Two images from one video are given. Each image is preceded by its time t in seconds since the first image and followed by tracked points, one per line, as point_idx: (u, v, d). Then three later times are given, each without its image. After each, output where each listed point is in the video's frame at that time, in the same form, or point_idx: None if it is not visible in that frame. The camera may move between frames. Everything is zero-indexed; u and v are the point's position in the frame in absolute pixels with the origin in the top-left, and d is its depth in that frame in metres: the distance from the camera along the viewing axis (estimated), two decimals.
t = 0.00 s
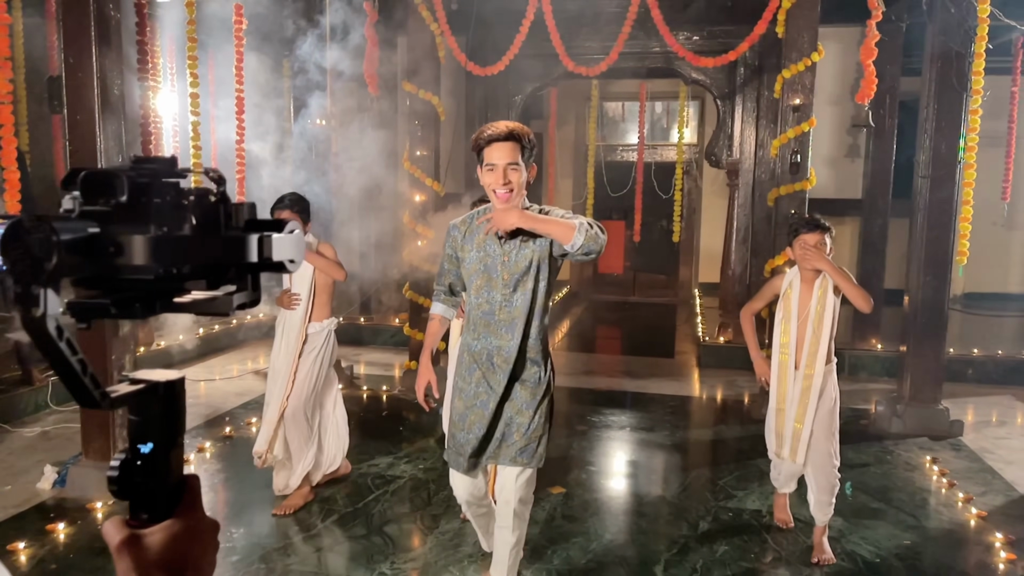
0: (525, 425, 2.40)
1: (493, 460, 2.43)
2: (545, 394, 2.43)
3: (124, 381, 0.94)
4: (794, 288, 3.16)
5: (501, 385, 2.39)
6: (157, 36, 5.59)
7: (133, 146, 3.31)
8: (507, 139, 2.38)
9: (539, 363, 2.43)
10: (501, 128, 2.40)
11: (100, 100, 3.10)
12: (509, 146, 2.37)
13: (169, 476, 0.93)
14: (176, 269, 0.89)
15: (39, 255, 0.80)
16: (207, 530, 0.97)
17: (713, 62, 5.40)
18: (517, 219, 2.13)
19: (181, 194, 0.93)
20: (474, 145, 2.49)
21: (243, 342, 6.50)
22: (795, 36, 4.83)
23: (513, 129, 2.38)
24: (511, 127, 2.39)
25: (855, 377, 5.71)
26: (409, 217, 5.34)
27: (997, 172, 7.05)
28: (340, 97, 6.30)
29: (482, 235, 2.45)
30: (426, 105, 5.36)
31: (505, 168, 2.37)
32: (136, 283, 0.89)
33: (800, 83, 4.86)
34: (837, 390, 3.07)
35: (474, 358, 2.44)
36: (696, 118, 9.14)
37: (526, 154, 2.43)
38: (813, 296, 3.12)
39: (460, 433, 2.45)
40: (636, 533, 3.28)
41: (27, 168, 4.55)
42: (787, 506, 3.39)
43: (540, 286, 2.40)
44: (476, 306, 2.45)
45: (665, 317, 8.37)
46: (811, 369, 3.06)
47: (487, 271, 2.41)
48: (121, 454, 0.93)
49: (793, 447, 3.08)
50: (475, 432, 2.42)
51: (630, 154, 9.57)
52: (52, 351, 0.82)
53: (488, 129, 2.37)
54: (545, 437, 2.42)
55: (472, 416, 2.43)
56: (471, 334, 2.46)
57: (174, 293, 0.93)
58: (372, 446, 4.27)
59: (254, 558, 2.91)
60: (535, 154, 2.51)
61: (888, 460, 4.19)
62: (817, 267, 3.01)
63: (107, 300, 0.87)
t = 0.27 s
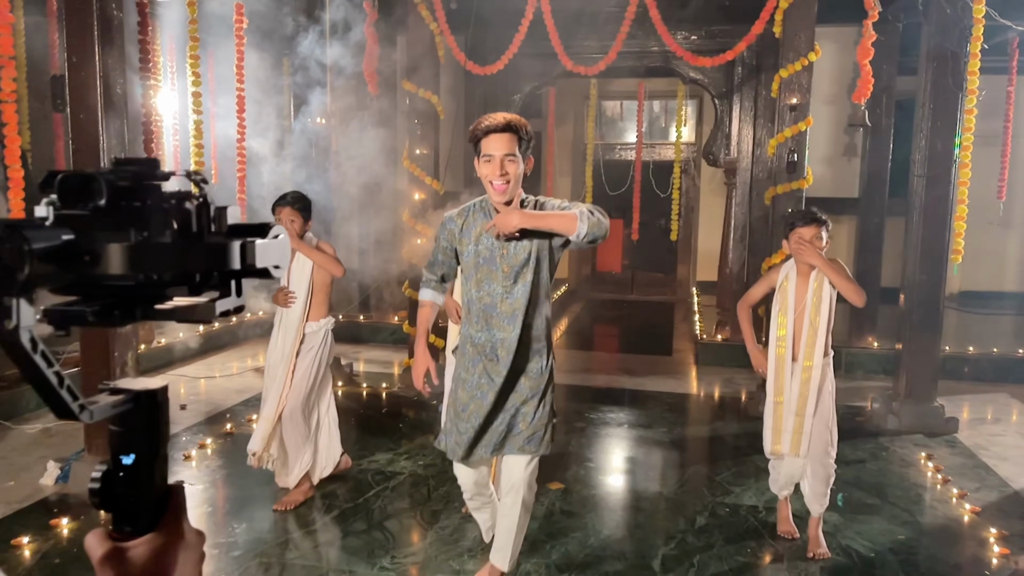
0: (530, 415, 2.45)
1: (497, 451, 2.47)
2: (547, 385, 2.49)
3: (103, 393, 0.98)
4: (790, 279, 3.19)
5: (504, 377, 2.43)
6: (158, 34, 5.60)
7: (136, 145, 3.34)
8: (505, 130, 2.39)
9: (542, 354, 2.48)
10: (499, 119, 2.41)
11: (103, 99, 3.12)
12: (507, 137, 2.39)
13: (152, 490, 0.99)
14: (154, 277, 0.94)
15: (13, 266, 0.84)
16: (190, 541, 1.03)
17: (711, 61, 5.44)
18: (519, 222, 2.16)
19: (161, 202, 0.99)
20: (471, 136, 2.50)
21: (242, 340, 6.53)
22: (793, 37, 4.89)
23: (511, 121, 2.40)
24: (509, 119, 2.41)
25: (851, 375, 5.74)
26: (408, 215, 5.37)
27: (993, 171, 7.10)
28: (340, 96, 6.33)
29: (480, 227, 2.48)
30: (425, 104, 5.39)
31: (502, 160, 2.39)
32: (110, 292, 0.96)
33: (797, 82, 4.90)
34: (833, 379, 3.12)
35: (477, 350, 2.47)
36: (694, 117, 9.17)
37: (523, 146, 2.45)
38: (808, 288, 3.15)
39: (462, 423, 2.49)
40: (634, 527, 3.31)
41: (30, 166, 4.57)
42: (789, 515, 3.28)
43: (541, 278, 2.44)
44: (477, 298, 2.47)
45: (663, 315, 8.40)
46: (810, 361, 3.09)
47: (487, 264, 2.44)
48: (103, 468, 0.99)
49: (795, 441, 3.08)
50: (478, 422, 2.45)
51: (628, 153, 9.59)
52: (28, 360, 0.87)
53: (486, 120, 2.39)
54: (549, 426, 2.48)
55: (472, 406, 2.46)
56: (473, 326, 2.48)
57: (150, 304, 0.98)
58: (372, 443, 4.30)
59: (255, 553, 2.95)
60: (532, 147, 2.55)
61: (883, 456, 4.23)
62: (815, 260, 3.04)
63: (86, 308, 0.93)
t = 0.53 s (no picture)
0: (539, 402, 2.49)
1: (508, 440, 2.51)
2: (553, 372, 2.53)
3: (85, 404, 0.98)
4: (786, 279, 3.21)
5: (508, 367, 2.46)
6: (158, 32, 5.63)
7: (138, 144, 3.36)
8: (503, 125, 2.42)
9: (545, 343, 2.51)
10: (497, 113, 2.44)
11: (106, 98, 3.15)
12: (505, 132, 2.42)
13: (128, 507, 1.00)
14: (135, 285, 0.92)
15: None
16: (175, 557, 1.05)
17: (708, 60, 5.47)
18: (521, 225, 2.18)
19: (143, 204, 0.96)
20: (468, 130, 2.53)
21: (242, 338, 6.55)
22: (789, 36, 4.92)
23: (510, 115, 2.42)
24: (507, 113, 2.43)
25: (848, 372, 5.78)
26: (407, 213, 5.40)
27: (988, 171, 7.14)
28: (339, 94, 6.35)
29: (477, 224, 2.50)
30: (425, 103, 5.42)
31: (500, 154, 2.43)
32: (98, 300, 0.92)
33: (794, 82, 4.95)
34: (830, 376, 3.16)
35: (480, 343, 2.50)
36: (692, 116, 9.20)
37: (521, 141, 2.48)
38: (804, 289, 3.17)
39: (469, 414, 2.52)
40: (633, 522, 3.35)
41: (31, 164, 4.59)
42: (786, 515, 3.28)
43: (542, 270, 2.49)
44: (478, 293, 2.50)
45: (660, 313, 8.43)
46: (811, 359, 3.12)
47: (486, 260, 2.47)
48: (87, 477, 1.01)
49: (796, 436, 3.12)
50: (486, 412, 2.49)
51: (626, 152, 9.62)
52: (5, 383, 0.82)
53: (484, 114, 2.41)
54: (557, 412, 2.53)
55: (480, 397, 2.50)
56: (475, 320, 2.51)
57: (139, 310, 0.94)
58: (372, 439, 4.33)
59: (256, 548, 2.97)
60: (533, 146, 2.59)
61: (879, 452, 4.27)
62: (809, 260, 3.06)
63: (64, 316, 0.88)
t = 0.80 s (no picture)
0: (539, 399, 2.56)
1: (510, 433, 2.61)
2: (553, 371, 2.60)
3: (31, 447, 1.13)
4: (774, 273, 3.26)
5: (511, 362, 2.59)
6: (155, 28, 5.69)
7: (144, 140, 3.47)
8: (500, 131, 2.52)
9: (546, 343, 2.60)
10: (493, 120, 2.54)
11: (113, 95, 3.25)
12: (503, 137, 2.52)
13: (80, 551, 1.17)
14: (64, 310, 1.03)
15: None
16: None
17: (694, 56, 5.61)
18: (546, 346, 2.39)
19: (82, 224, 1.08)
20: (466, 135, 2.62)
21: (238, 330, 6.65)
22: (773, 32, 5.07)
23: (507, 121, 2.52)
24: (504, 119, 2.53)
25: (831, 358, 5.97)
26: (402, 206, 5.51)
27: (966, 162, 7.34)
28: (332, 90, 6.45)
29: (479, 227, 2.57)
30: (418, 98, 5.54)
31: (497, 158, 2.55)
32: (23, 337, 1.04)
33: (778, 77, 5.12)
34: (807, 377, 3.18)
35: (477, 338, 2.61)
36: (679, 110, 9.35)
37: (517, 145, 2.58)
38: (793, 287, 3.22)
39: (468, 405, 2.62)
40: (624, 500, 3.50)
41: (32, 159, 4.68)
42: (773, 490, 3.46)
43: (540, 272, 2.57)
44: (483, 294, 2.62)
45: (649, 303, 8.60)
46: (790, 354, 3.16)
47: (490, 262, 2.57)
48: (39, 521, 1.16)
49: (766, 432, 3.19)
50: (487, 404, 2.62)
51: (615, 145, 9.76)
52: None
53: (482, 121, 2.51)
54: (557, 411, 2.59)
55: (480, 389, 2.61)
56: (472, 316, 2.63)
57: (92, 342, 1.13)
58: (371, 425, 4.46)
59: (264, 528, 3.10)
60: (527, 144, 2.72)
61: (859, 433, 4.46)
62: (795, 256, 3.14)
63: None
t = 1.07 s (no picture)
0: (512, 378, 2.61)
1: (479, 406, 2.63)
2: (525, 351, 2.65)
3: None
4: (744, 257, 3.30)
5: (477, 338, 2.56)
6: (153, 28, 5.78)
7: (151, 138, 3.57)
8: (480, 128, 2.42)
9: (515, 323, 2.64)
10: (474, 113, 2.44)
11: (122, 95, 3.35)
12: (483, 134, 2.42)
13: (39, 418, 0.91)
14: None
15: None
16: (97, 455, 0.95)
17: (683, 50, 5.75)
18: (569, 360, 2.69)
19: None
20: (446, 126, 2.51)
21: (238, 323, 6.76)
22: (758, 26, 5.21)
23: (486, 116, 2.44)
24: (483, 114, 2.44)
25: (818, 343, 6.14)
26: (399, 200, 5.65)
27: (948, 150, 7.53)
28: (328, 86, 6.55)
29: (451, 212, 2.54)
30: (414, 93, 5.66)
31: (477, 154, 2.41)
32: None
33: (763, 70, 5.28)
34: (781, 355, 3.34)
35: (441, 312, 2.57)
36: (668, 102, 9.49)
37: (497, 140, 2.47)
38: (762, 270, 3.29)
39: (432, 378, 2.59)
40: (619, 478, 3.66)
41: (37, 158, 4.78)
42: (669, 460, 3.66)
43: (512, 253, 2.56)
44: (445, 268, 2.54)
45: (641, 293, 8.76)
46: (763, 338, 3.27)
47: (459, 238, 2.54)
48: None
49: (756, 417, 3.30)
50: (452, 376, 2.58)
51: (605, 137, 9.89)
52: None
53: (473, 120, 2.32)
54: (531, 390, 2.64)
55: (445, 361, 2.58)
56: (437, 290, 2.57)
57: None
58: (373, 412, 4.59)
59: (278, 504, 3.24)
60: (508, 135, 2.73)
61: (844, 413, 4.63)
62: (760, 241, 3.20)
63: None
